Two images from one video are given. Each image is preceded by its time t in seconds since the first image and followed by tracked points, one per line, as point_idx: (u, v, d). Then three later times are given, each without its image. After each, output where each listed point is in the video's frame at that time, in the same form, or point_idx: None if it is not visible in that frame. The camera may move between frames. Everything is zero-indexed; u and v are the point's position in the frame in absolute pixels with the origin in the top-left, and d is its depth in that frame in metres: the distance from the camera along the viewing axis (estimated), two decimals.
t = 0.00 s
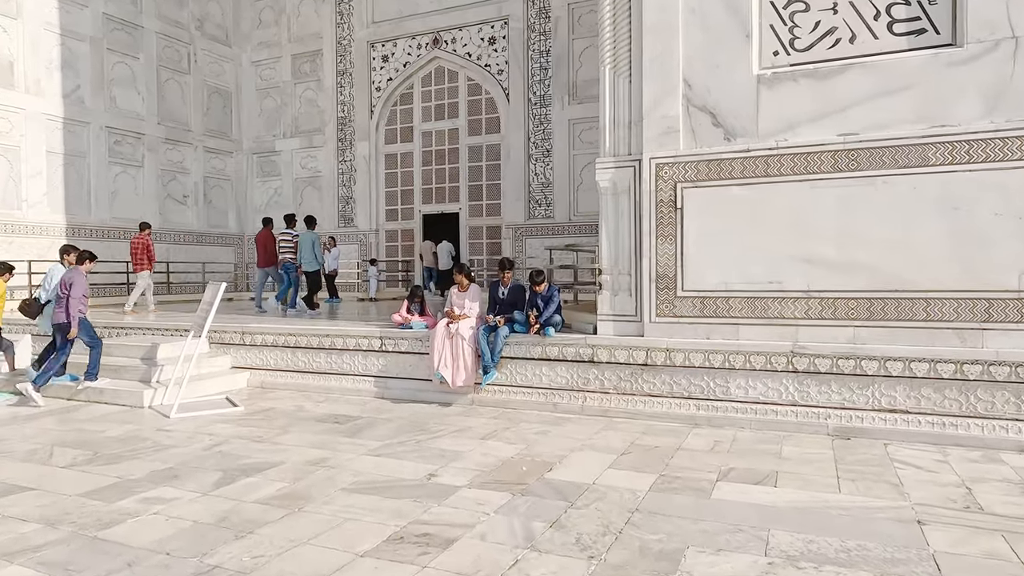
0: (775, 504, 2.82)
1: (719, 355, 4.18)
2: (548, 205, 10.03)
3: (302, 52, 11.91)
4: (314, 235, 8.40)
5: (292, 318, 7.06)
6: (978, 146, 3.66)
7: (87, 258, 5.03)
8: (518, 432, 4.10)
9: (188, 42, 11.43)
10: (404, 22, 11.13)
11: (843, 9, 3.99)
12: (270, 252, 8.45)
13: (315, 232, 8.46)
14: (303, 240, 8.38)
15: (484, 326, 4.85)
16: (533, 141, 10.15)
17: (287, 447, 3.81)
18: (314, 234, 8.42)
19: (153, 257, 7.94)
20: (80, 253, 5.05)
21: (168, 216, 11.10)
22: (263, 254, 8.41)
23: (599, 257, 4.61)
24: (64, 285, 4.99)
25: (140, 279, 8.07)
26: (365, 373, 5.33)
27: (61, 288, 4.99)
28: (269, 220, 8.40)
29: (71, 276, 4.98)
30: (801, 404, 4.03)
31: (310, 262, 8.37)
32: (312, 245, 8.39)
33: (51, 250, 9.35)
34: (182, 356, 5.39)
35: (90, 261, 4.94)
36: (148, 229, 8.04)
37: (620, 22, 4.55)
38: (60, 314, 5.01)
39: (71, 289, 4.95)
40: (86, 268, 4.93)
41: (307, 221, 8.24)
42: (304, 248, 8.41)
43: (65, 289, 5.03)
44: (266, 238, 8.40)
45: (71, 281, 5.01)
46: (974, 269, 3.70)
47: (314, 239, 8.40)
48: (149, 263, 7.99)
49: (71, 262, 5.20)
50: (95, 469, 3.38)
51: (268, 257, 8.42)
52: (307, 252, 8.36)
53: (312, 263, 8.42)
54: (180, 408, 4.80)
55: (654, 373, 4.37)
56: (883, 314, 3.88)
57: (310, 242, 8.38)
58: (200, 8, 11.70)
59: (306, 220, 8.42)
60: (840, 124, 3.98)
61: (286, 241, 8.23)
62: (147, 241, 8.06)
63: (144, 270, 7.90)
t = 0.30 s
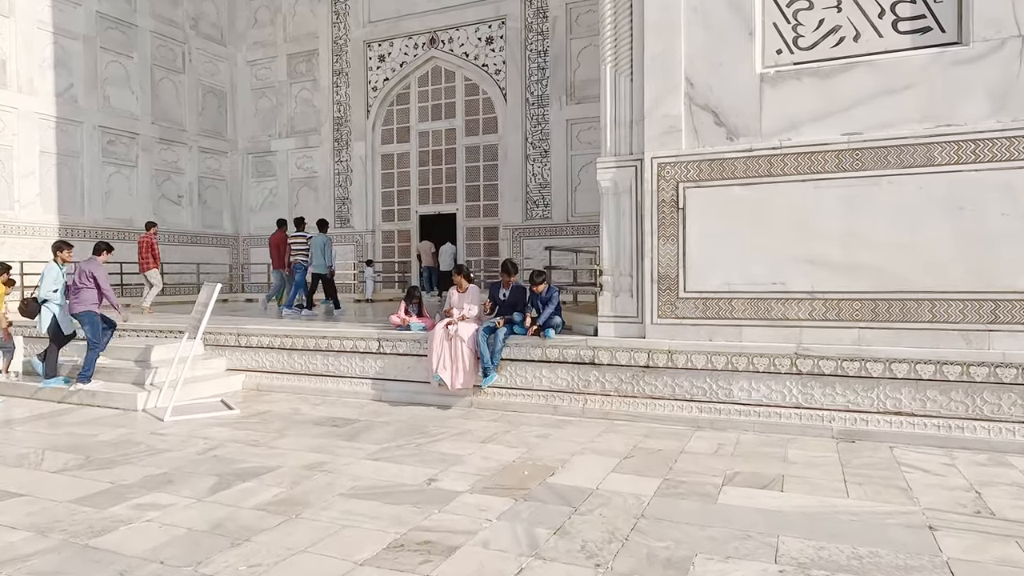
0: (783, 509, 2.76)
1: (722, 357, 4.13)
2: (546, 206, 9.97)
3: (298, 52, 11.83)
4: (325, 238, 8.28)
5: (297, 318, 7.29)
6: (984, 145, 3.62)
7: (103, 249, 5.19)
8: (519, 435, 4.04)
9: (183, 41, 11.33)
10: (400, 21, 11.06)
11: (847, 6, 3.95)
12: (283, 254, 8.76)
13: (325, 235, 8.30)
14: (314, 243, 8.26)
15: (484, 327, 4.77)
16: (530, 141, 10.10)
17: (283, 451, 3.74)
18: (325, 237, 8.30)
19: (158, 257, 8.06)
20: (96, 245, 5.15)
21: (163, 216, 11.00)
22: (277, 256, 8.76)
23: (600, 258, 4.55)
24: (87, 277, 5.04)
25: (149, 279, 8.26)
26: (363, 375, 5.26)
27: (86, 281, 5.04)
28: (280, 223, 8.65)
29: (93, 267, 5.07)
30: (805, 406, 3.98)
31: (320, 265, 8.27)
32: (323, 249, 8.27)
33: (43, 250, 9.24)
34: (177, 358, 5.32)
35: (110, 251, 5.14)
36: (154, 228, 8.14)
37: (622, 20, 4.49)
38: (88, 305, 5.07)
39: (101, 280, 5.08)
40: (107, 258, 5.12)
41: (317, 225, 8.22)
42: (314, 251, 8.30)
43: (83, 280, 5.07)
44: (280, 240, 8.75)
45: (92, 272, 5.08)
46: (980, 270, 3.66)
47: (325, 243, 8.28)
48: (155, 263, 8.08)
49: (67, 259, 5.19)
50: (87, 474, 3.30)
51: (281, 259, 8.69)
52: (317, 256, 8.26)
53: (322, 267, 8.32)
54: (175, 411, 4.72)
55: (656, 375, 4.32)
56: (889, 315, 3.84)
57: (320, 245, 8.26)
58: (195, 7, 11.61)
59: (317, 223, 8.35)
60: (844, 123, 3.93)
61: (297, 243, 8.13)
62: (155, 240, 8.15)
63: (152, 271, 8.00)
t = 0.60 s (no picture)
0: (793, 513, 2.73)
1: (726, 359, 4.10)
2: (544, 207, 9.94)
3: (294, 53, 11.78)
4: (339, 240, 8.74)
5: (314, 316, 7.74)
6: (989, 146, 3.60)
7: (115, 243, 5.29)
8: (522, 439, 4.00)
9: (178, 42, 11.26)
10: (398, 22, 11.02)
11: (852, 7, 3.93)
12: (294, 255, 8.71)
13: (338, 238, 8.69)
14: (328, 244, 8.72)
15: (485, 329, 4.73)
16: (528, 143, 10.07)
17: (283, 455, 3.69)
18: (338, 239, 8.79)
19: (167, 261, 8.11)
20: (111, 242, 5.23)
21: (158, 218, 10.93)
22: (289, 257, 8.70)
23: (603, 259, 4.52)
24: (106, 271, 5.09)
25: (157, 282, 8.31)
26: (362, 378, 5.21)
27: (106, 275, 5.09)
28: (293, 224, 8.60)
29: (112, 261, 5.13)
30: (810, 408, 3.96)
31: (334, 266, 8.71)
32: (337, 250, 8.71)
33: (38, 252, 9.15)
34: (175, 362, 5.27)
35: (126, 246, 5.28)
36: (164, 233, 8.18)
37: (624, 20, 4.47)
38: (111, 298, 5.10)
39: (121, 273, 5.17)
40: (123, 254, 5.24)
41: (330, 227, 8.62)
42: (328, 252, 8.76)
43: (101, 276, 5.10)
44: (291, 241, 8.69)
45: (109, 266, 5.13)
46: (986, 271, 3.64)
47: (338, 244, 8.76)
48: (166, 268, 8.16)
49: (68, 260, 5.11)
50: (84, 480, 3.24)
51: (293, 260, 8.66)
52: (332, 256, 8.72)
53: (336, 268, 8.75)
54: (173, 415, 4.66)
55: (659, 378, 4.29)
56: (894, 317, 3.82)
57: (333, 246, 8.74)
58: (191, 8, 11.55)
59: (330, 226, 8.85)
60: (849, 124, 3.91)
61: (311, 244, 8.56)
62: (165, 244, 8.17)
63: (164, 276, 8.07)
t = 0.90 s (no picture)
0: (807, 519, 2.70)
1: (733, 363, 4.08)
2: (544, 210, 9.92)
3: (293, 55, 11.74)
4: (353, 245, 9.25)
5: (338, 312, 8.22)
6: (998, 149, 3.59)
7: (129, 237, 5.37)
8: (529, 443, 3.97)
9: (177, 44, 11.22)
10: (397, 25, 11.00)
11: (859, 10, 3.93)
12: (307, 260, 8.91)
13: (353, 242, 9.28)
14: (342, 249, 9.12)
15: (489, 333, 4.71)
16: (528, 146, 10.05)
17: (288, 460, 3.65)
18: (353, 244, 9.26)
19: (182, 263, 8.28)
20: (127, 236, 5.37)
21: (156, 221, 10.88)
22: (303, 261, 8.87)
23: (609, 262, 4.50)
24: (125, 262, 5.30)
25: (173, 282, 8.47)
26: (365, 382, 5.17)
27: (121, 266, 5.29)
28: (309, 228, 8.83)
29: (129, 252, 5.35)
30: (818, 412, 3.93)
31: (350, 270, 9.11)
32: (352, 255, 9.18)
33: (35, 255, 9.08)
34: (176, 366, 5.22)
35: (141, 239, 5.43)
36: (181, 234, 8.28)
37: (630, 22, 4.45)
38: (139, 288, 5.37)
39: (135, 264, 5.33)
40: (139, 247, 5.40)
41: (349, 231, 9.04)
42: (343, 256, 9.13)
43: (120, 268, 5.31)
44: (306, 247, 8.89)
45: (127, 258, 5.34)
46: (994, 275, 3.63)
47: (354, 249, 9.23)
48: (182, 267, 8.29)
49: (84, 266, 5.09)
50: (87, 486, 3.20)
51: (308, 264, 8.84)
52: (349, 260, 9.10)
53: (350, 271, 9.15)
54: (175, 420, 4.61)
55: (666, 382, 4.26)
56: (902, 321, 3.80)
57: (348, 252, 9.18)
58: (189, 10, 11.51)
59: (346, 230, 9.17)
60: (857, 126, 3.90)
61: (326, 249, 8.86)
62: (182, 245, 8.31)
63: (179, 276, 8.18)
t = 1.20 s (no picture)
0: (818, 522, 2.69)
1: (739, 365, 4.06)
2: (544, 212, 9.91)
3: (292, 56, 11.71)
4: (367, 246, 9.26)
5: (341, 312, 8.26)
6: (1004, 151, 3.59)
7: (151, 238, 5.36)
8: (534, 446, 3.95)
9: (175, 46, 11.17)
10: (396, 26, 10.98)
11: (863, 11, 3.93)
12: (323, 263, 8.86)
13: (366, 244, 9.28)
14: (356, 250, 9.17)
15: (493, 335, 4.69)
16: (528, 148, 10.04)
17: (292, 464, 3.62)
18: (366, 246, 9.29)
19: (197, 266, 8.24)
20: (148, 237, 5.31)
21: (154, 222, 10.83)
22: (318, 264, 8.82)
23: (613, 264, 4.48)
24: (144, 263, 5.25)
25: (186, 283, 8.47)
26: (367, 385, 5.14)
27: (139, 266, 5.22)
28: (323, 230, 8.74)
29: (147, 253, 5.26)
30: (823, 415, 3.92)
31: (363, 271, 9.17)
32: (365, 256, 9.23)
33: (32, 257, 9.02)
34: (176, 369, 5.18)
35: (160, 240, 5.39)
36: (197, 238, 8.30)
37: (634, 23, 4.44)
38: (151, 289, 5.28)
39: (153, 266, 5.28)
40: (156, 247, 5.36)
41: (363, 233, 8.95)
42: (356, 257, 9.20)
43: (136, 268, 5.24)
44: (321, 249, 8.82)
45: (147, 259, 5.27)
46: (1000, 276, 3.63)
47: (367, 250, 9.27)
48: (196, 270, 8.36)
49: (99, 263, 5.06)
50: (89, 491, 3.16)
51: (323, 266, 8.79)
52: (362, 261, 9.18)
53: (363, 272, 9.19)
54: (176, 423, 4.57)
55: (671, 384, 4.24)
56: (908, 323, 3.79)
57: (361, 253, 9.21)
58: (187, 11, 11.47)
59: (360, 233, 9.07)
60: (862, 128, 3.90)
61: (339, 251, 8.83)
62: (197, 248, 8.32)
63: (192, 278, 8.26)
